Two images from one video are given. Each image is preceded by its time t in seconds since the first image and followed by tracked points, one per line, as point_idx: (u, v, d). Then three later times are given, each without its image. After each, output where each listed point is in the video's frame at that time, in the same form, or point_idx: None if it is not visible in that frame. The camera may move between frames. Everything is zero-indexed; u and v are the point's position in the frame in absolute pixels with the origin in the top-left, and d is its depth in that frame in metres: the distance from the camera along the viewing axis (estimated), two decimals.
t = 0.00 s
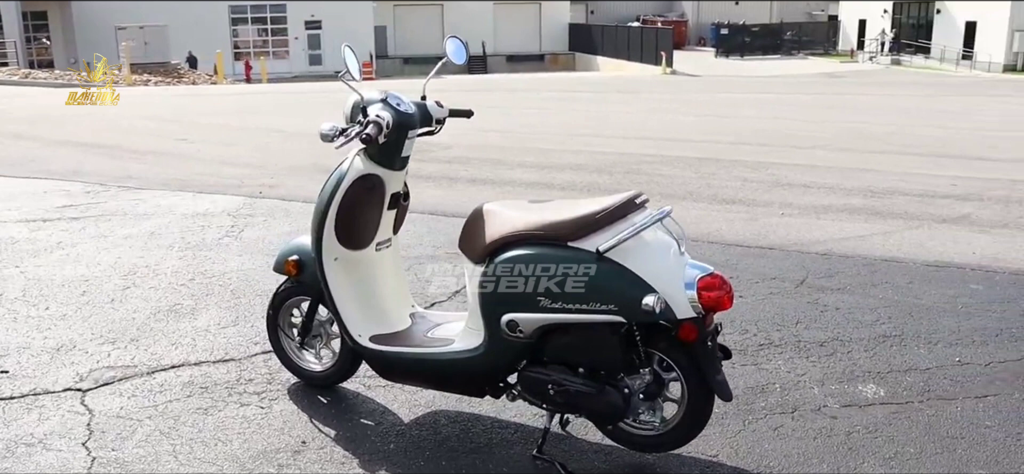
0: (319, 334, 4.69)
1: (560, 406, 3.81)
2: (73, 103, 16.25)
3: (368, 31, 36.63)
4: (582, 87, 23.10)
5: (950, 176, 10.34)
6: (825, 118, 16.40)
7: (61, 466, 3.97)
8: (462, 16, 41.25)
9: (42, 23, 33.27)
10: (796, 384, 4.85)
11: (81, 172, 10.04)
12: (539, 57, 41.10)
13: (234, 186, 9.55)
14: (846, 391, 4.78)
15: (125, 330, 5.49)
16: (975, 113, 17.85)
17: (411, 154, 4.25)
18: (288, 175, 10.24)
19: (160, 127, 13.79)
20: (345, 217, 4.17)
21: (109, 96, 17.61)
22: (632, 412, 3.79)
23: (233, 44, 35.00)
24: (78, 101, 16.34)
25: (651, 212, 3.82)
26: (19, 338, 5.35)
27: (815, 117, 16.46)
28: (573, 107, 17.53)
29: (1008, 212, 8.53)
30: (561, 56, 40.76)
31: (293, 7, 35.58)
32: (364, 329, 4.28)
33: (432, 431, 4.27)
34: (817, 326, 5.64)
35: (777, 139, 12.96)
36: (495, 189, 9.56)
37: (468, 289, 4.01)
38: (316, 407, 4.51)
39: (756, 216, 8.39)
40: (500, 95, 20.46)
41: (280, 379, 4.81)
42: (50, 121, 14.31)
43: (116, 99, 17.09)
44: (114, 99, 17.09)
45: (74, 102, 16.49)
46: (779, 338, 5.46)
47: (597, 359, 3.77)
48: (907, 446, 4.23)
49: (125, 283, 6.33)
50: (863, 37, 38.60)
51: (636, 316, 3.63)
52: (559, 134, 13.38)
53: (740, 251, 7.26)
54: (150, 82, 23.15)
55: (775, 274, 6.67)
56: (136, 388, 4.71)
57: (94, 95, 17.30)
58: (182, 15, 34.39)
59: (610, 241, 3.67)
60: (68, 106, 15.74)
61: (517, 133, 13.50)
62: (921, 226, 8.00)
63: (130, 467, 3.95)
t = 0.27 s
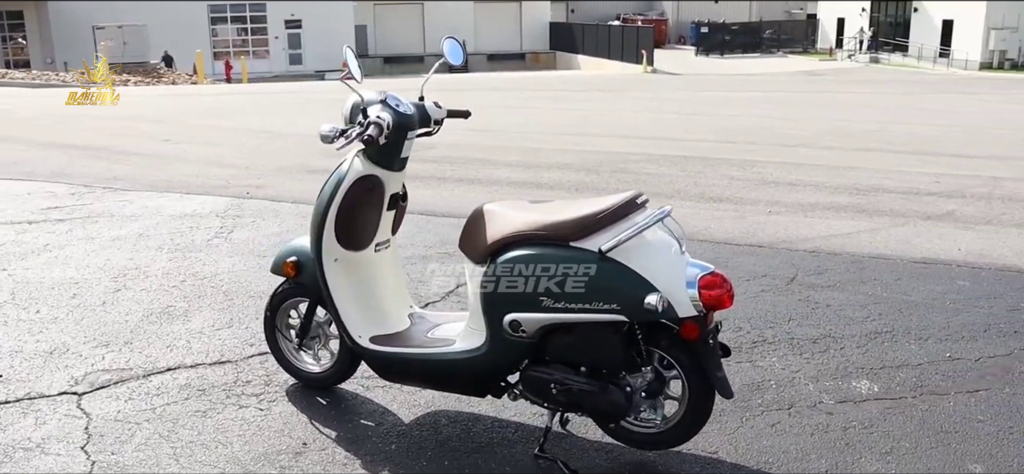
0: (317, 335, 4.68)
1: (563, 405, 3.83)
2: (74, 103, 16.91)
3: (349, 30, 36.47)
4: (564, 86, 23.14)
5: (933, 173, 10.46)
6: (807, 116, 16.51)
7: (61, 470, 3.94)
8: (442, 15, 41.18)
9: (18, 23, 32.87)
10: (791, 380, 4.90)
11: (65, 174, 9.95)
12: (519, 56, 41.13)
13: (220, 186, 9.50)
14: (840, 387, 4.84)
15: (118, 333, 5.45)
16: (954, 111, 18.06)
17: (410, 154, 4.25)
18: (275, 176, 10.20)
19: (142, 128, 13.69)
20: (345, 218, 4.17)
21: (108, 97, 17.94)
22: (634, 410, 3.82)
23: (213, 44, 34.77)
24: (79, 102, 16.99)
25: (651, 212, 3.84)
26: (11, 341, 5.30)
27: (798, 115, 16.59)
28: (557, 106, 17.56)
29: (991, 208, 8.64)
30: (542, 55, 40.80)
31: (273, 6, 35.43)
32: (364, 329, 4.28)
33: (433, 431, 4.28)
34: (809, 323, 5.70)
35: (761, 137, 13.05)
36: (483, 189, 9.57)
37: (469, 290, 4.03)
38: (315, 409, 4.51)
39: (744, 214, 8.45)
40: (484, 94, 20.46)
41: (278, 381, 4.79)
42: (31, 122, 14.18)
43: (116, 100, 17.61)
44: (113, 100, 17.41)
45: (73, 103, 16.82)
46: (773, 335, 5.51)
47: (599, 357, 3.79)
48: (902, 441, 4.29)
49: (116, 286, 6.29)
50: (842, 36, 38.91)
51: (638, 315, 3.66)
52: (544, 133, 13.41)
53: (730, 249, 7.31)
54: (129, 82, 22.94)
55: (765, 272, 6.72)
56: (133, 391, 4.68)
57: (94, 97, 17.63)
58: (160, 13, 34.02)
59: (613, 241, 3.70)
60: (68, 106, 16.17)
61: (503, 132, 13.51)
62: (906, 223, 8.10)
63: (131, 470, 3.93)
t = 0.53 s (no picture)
0: (321, 337, 4.72)
1: (569, 404, 3.86)
2: (74, 103, 17.25)
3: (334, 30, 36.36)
4: (550, 86, 23.19)
5: (920, 171, 10.57)
6: (794, 115, 16.62)
7: None
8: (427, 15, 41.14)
9: None
10: (791, 378, 4.95)
11: (55, 176, 9.89)
12: (504, 56, 41.15)
13: (212, 188, 9.47)
14: (839, 385, 4.89)
15: (117, 336, 5.43)
16: (938, 110, 18.24)
17: (414, 156, 4.27)
18: (266, 177, 10.18)
19: (130, 130, 13.61)
20: (350, 220, 4.18)
21: (109, 96, 18.21)
22: (641, 409, 3.85)
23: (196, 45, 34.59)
24: (79, 102, 17.32)
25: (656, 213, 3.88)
26: (9, 346, 5.27)
27: (784, 114, 16.70)
28: (544, 106, 17.60)
29: (979, 206, 8.75)
30: (527, 54, 40.84)
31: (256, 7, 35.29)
32: (369, 331, 4.29)
33: (439, 432, 4.30)
34: (805, 321, 5.76)
35: (750, 136, 13.13)
36: (475, 189, 9.59)
37: (475, 290, 4.06)
38: (320, 411, 4.52)
39: (735, 213, 8.51)
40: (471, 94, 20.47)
41: (281, 383, 4.80)
42: (16, 124, 14.07)
43: (115, 98, 18.00)
44: (113, 100, 17.69)
45: (74, 103, 17.12)
46: (771, 333, 5.56)
47: (606, 357, 3.82)
48: (902, 436, 4.35)
49: (112, 289, 6.26)
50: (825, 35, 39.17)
51: (643, 315, 3.69)
52: (533, 133, 13.44)
53: (724, 248, 7.37)
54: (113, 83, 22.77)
55: (760, 270, 6.78)
56: (135, 395, 4.67)
57: (94, 96, 17.91)
58: (144, 13, 33.76)
59: (618, 242, 3.73)
60: (68, 106, 16.45)
61: (492, 132, 13.53)
62: (896, 222, 8.18)
63: None
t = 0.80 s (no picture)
0: (326, 338, 4.72)
1: (577, 402, 3.89)
2: (74, 103, 17.41)
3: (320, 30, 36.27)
4: (538, 86, 23.23)
5: (909, 170, 10.67)
6: (781, 114, 16.73)
7: None
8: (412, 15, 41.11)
9: None
10: (792, 375, 5.00)
11: (45, 178, 9.84)
12: (490, 56, 41.19)
13: (204, 190, 9.44)
14: (839, 381, 4.94)
15: (118, 339, 5.42)
16: (922, 108, 18.41)
17: (419, 157, 4.28)
18: (258, 178, 10.16)
19: (118, 132, 13.55)
20: (357, 221, 4.20)
21: (109, 96, 18.52)
22: (648, 406, 3.89)
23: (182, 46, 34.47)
24: (79, 101, 17.55)
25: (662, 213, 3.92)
26: (9, 349, 5.25)
27: (771, 114, 16.81)
28: (533, 106, 17.63)
29: (968, 204, 8.85)
30: (513, 54, 40.89)
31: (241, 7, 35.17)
32: (375, 331, 4.31)
33: (446, 431, 4.32)
34: (802, 318, 5.83)
35: (739, 135, 13.21)
36: (469, 190, 9.61)
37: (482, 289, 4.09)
38: (326, 411, 4.52)
39: (728, 212, 8.57)
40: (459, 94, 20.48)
41: (285, 384, 4.80)
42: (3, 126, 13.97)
43: (115, 98, 18.22)
44: (113, 99, 17.97)
45: (74, 103, 17.36)
46: (769, 331, 5.61)
47: (614, 355, 3.85)
48: (903, 431, 4.40)
49: (110, 291, 6.24)
50: (809, 34, 39.43)
51: (652, 313, 3.73)
52: (524, 133, 13.47)
53: (719, 247, 7.42)
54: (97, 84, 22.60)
55: (756, 269, 6.84)
56: (140, 397, 4.67)
57: (94, 96, 18.17)
58: (129, 14, 33.60)
59: (626, 240, 3.77)
60: (68, 106, 16.66)
61: (483, 132, 13.55)
62: (888, 220, 8.27)
63: None
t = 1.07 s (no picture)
0: (329, 338, 4.72)
1: (583, 400, 3.92)
2: (74, 103, 17.62)
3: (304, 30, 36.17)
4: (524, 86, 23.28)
5: (897, 168, 10.78)
6: (768, 113, 16.85)
7: None
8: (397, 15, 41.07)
9: None
10: (790, 371, 5.05)
11: (34, 180, 9.78)
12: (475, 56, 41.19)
13: (196, 191, 9.41)
14: (838, 377, 5.00)
15: (117, 341, 5.40)
16: (906, 107, 18.58)
17: (423, 157, 4.29)
18: (250, 179, 10.14)
19: (105, 133, 13.47)
20: (362, 222, 4.21)
21: (109, 96, 18.76)
22: (654, 403, 3.92)
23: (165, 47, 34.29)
24: (79, 101, 17.75)
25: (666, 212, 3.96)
26: (7, 352, 5.23)
27: (758, 112, 16.92)
28: (521, 106, 17.66)
29: (957, 201, 8.96)
30: (497, 54, 40.91)
31: (225, 8, 35.04)
32: (381, 332, 4.32)
33: (451, 430, 4.34)
34: (798, 315, 5.89)
35: (727, 134, 13.29)
36: (461, 190, 9.63)
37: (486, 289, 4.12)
38: (331, 411, 4.53)
39: (720, 211, 8.64)
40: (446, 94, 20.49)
41: (287, 385, 4.81)
42: None
43: (115, 98, 18.43)
44: (113, 99, 18.22)
45: (74, 103, 17.56)
46: (766, 328, 5.67)
47: (621, 354, 3.88)
48: (902, 425, 4.46)
49: (106, 293, 6.22)
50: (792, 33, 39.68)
51: (655, 311, 3.77)
52: (513, 133, 13.50)
53: (713, 246, 7.48)
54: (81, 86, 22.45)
55: (751, 267, 6.90)
56: (142, 399, 4.66)
57: (93, 96, 18.39)
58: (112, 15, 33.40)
59: (631, 239, 3.80)
60: (68, 107, 16.84)
61: (472, 132, 13.57)
62: (878, 218, 8.35)
63: None
